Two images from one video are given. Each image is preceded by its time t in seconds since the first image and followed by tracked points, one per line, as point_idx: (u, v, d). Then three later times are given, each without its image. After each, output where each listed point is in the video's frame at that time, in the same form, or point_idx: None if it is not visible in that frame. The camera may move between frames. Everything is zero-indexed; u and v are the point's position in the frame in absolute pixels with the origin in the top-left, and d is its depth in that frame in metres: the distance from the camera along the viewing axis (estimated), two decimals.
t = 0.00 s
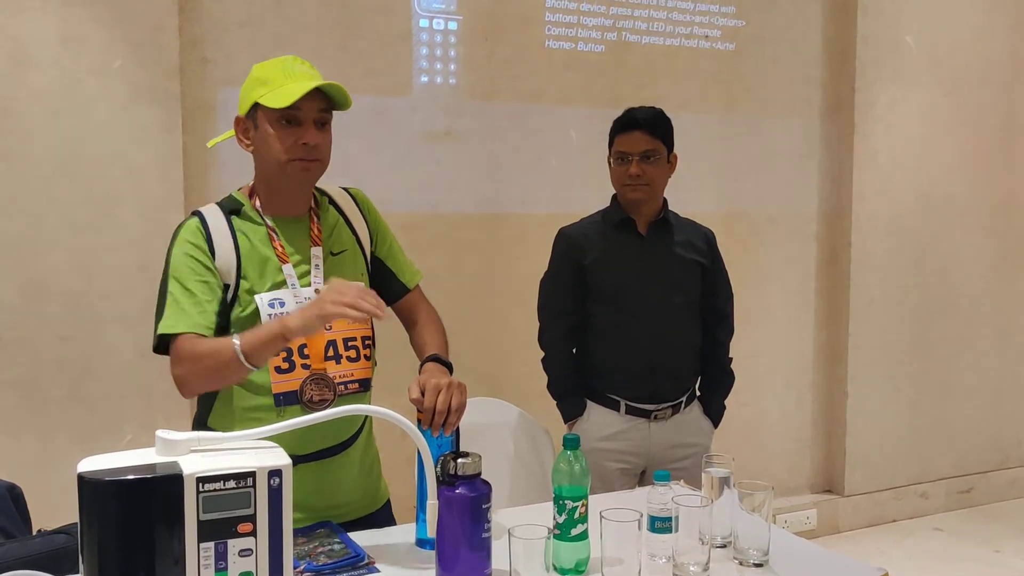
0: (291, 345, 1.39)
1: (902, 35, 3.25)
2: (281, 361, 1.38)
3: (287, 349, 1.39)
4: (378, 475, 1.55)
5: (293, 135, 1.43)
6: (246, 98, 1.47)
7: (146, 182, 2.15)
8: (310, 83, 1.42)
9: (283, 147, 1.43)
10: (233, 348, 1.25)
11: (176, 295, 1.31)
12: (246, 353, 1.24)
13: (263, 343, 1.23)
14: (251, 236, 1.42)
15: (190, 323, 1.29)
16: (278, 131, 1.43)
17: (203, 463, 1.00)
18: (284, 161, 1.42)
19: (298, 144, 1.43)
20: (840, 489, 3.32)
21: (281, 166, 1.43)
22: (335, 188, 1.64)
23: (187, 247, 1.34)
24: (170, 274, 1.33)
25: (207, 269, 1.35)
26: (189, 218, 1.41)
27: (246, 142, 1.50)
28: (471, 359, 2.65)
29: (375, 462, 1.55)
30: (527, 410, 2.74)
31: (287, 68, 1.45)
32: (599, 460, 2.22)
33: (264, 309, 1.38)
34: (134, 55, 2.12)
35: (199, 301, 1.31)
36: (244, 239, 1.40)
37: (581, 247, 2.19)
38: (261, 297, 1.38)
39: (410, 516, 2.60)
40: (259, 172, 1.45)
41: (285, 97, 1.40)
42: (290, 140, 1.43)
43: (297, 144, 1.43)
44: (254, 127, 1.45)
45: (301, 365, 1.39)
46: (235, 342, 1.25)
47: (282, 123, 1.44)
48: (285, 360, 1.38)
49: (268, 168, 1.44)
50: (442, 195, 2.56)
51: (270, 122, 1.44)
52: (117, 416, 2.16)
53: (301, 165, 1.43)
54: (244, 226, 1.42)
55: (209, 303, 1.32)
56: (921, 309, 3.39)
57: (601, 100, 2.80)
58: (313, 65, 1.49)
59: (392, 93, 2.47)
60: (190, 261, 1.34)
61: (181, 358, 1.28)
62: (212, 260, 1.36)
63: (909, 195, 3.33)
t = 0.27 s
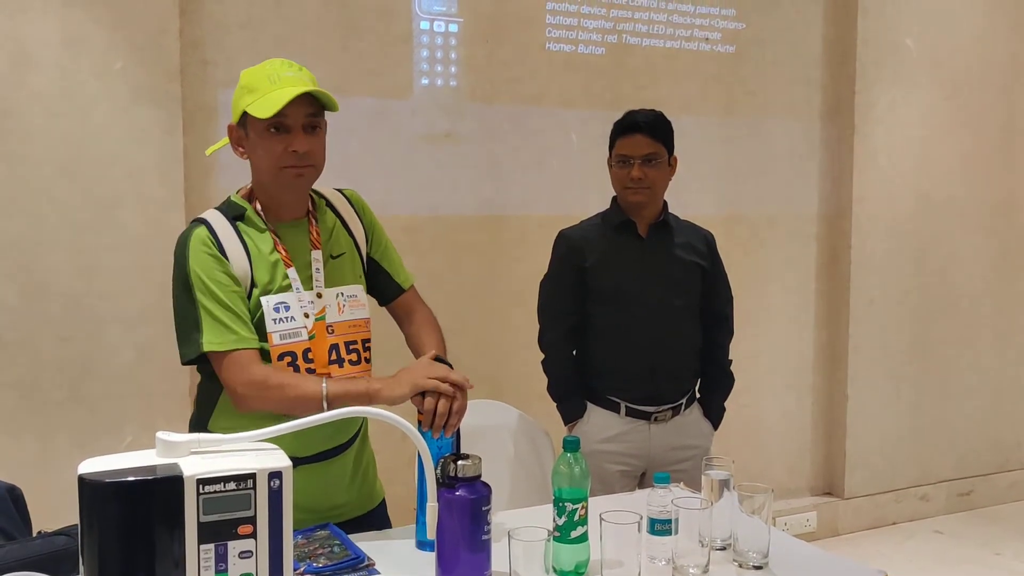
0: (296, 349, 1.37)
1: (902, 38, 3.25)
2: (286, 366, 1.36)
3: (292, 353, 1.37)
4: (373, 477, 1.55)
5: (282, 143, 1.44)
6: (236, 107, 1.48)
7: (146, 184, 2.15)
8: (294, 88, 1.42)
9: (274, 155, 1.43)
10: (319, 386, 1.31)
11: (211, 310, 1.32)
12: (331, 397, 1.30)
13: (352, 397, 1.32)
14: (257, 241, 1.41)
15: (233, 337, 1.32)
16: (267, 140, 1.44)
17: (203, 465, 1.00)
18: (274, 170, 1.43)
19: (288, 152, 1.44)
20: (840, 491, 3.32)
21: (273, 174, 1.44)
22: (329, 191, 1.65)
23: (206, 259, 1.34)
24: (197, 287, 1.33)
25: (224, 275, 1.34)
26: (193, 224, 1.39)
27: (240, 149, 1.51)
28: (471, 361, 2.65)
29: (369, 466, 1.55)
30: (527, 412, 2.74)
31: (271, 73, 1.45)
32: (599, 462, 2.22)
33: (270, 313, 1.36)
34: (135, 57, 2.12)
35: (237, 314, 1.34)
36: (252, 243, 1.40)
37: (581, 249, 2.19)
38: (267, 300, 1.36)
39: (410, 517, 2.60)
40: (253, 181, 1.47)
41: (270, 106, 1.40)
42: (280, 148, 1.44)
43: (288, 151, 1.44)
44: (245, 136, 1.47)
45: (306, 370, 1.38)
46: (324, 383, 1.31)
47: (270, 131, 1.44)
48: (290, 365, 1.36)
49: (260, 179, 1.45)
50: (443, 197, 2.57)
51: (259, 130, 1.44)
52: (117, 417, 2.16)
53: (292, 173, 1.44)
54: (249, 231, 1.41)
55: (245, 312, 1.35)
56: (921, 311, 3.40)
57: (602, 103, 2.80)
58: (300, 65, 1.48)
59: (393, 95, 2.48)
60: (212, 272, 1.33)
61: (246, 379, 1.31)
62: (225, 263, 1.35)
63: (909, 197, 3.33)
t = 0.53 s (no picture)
0: (298, 351, 1.38)
1: (902, 40, 3.25)
2: (289, 368, 1.37)
3: (295, 355, 1.38)
4: (373, 483, 1.55)
5: (289, 140, 1.45)
6: (243, 106, 1.49)
7: (147, 185, 2.16)
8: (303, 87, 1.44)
9: (280, 153, 1.45)
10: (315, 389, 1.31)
11: (210, 313, 1.32)
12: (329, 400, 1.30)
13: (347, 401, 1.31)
14: (259, 243, 1.42)
15: (230, 340, 1.32)
16: (273, 137, 1.45)
17: (205, 467, 1.00)
18: (280, 166, 1.45)
19: (295, 149, 1.45)
20: (840, 493, 3.32)
21: (277, 171, 1.45)
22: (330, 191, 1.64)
23: (207, 261, 1.34)
24: (196, 288, 1.33)
25: (226, 278, 1.35)
26: (195, 225, 1.39)
27: (245, 148, 1.52)
28: (471, 363, 2.65)
29: (370, 467, 1.55)
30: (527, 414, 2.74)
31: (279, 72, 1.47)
32: (599, 463, 2.22)
33: (273, 315, 1.37)
34: (135, 59, 2.12)
35: (235, 317, 1.34)
36: (253, 246, 1.40)
37: (582, 251, 2.19)
38: (269, 302, 1.37)
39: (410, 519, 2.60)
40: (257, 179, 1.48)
41: (279, 102, 1.42)
42: (286, 145, 1.45)
43: (294, 148, 1.45)
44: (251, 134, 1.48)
45: (309, 372, 1.39)
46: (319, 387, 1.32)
47: (277, 128, 1.45)
48: (292, 367, 1.38)
49: (265, 176, 1.46)
50: (443, 199, 2.57)
51: (266, 128, 1.46)
52: (117, 419, 2.16)
53: (297, 170, 1.45)
54: (251, 233, 1.42)
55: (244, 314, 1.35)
56: (921, 313, 3.40)
57: (602, 105, 2.80)
58: (307, 66, 1.50)
59: (393, 97, 2.48)
60: (213, 273, 1.34)
61: (239, 383, 1.31)
62: (227, 264, 1.35)
63: (909, 199, 3.33)
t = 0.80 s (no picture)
0: (303, 351, 1.38)
1: (902, 42, 3.25)
2: (293, 367, 1.37)
3: (299, 355, 1.38)
4: (377, 480, 1.54)
5: (307, 143, 1.45)
6: (253, 105, 1.46)
7: (147, 186, 2.16)
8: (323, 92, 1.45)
9: (297, 156, 1.44)
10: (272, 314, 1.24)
11: (212, 298, 1.30)
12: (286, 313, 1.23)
13: (297, 297, 1.21)
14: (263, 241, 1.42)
15: (232, 319, 1.28)
16: (291, 140, 1.44)
17: (203, 469, 1.00)
18: (298, 169, 1.44)
19: (313, 153, 1.45)
20: (840, 495, 3.31)
21: (294, 175, 1.44)
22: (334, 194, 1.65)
23: (207, 252, 1.34)
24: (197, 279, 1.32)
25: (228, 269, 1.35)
26: (198, 223, 1.40)
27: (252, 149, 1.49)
28: (471, 364, 2.65)
29: (374, 470, 1.54)
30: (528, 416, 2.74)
31: (296, 75, 1.46)
32: (600, 465, 2.22)
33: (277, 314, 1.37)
34: (135, 60, 2.12)
35: (238, 297, 1.31)
36: (257, 243, 1.41)
37: (583, 252, 2.19)
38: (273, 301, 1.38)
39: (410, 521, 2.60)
40: (269, 182, 1.46)
41: (302, 107, 1.41)
42: (305, 148, 1.44)
43: (311, 152, 1.45)
44: (264, 136, 1.45)
45: (313, 372, 1.39)
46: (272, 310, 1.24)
47: (295, 131, 1.44)
48: (297, 366, 1.38)
49: (281, 178, 1.44)
50: (444, 200, 2.57)
51: (282, 131, 1.44)
52: (117, 421, 2.16)
53: (315, 173, 1.45)
54: (255, 232, 1.42)
55: (245, 295, 1.32)
56: (921, 314, 3.39)
57: (602, 106, 2.80)
58: (316, 73, 1.51)
59: (394, 98, 2.48)
60: (214, 265, 1.33)
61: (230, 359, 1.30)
62: (230, 258, 1.36)
63: (909, 201, 3.33)
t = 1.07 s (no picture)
0: (305, 349, 1.38)
1: (902, 40, 3.25)
2: (295, 366, 1.37)
3: (302, 353, 1.38)
4: (384, 483, 1.54)
5: (341, 155, 1.45)
6: (287, 106, 1.42)
7: (146, 185, 2.15)
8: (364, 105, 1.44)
9: (332, 167, 1.44)
10: (233, 306, 1.25)
11: (190, 290, 1.30)
12: (248, 303, 1.25)
13: (258, 282, 1.25)
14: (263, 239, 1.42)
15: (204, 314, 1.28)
16: (327, 150, 1.43)
17: (202, 466, 0.99)
18: (329, 180, 1.45)
19: (345, 165, 1.46)
20: (841, 493, 3.31)
21: (326, 185, 1.45)
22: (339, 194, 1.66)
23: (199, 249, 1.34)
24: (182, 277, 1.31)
25: (218, 267, 1.34)
26: (197, 219, 1.40)
27: (274, 150, 1.45)
28: (471, 363, 2.65)
29: (380, 467, 1.54)
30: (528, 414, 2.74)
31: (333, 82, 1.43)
32: (600, 463, 2.22)
33: (278, 313, 1.37)
34: (134, 58, 2.12)
35: (217, 294, 1.31)
36: (254, 242, 1.40)
37: (583, 249, 2.19)
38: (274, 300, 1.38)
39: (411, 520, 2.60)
40: (297, 186, 1.45)
41: (348, 122, 1.42)
42: (339, 159, 1.44)
43: (345, 164, 1.46)
44: (297, 141, 1.42)
45: (316, 370, 1.39)
46: (232, 302, 1.25)
47: (331, 141, 1.43)
48: (299, 365, 1.37)
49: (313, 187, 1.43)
50: (443, 198, 2.56)
51: (318, 140, 1.42)
52: (117, 419, 2.16)
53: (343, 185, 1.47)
54: (255, 230, 1.42)
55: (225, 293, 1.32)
56: (922, 312, 3.39)
57: (602, 104, 2.80)
58: (343, 83, 1.51)
59: (393, 95, 2.47)
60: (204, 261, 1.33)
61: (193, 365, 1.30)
62: (223, 257, 1.36)
63: (909, 199, 3.32)
